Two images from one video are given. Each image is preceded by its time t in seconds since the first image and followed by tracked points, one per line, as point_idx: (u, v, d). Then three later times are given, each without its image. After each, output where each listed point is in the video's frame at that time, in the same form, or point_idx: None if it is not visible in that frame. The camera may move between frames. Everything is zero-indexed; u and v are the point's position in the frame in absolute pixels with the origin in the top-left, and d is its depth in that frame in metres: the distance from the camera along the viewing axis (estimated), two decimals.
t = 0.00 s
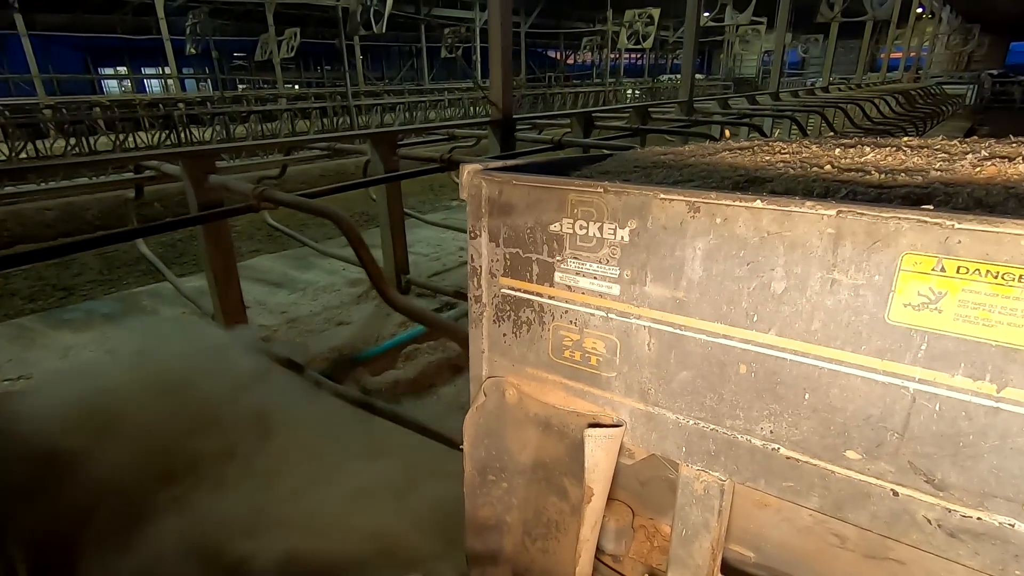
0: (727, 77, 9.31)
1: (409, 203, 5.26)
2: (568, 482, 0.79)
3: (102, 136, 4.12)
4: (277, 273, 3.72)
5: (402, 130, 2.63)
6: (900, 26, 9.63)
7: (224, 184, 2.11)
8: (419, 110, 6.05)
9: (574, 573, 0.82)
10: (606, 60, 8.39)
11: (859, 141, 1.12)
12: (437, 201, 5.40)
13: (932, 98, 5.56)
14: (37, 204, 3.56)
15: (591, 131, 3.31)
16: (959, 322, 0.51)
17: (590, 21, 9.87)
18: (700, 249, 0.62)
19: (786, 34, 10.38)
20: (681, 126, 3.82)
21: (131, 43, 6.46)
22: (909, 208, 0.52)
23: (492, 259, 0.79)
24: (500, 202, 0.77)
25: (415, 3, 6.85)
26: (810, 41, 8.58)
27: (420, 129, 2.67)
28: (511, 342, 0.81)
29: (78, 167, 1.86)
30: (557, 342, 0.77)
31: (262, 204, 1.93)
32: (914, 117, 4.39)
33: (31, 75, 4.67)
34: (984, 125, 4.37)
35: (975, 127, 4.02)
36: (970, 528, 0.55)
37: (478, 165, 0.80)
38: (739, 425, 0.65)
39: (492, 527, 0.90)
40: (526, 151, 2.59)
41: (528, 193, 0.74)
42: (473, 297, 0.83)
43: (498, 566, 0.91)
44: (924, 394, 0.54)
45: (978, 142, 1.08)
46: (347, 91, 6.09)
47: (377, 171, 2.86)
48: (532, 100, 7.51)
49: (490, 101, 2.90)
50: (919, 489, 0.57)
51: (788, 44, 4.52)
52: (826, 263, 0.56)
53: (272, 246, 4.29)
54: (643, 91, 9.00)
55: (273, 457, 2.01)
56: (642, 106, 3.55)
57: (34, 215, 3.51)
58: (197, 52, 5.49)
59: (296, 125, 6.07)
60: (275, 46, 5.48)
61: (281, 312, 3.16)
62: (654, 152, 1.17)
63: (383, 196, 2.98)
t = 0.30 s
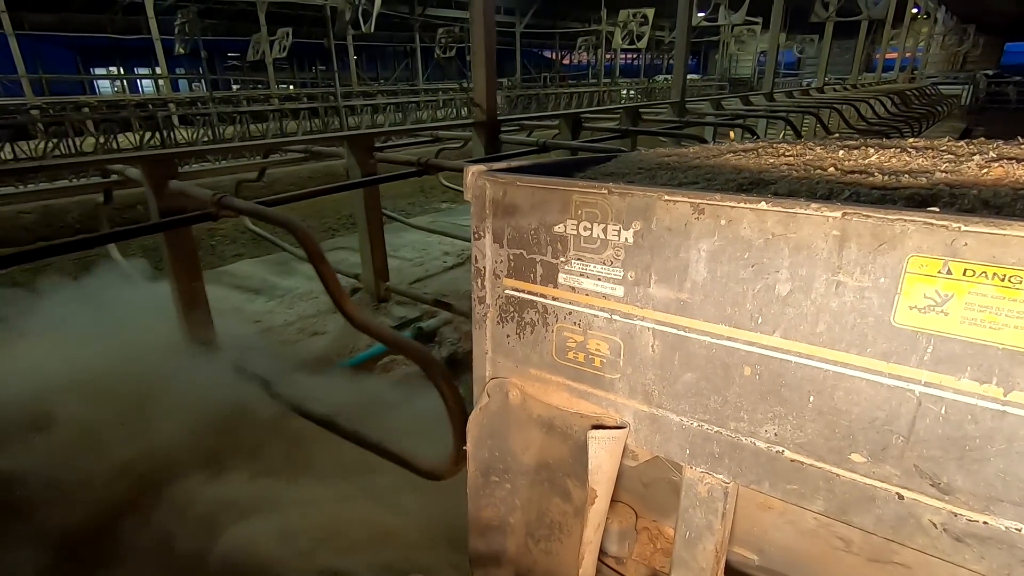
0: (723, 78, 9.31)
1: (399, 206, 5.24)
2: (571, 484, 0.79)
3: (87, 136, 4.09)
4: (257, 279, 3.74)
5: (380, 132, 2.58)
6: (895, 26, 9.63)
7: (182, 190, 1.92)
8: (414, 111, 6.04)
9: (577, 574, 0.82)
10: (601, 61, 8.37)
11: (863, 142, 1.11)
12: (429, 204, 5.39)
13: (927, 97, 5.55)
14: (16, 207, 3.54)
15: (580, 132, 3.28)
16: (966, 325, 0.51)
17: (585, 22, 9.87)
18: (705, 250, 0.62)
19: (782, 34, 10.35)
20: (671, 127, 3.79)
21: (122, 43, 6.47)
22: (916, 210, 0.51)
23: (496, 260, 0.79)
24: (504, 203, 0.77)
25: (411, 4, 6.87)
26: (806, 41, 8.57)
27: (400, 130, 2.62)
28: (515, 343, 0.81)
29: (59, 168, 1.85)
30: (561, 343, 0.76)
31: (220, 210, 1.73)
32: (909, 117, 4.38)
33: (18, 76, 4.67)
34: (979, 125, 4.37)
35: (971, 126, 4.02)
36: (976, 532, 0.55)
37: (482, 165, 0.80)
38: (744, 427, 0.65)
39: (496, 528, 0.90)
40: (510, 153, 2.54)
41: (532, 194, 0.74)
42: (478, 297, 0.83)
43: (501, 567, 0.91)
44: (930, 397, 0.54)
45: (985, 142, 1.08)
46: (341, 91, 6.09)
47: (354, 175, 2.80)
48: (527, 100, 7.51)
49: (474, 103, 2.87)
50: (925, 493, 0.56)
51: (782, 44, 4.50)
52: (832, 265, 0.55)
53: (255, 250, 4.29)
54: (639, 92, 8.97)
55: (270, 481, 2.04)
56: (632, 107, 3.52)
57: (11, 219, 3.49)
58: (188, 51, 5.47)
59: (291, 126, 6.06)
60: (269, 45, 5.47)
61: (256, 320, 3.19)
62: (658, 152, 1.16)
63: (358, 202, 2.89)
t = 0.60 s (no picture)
0: (719, 77, 9.29)
1: (386, 209, 5.21)
2: (571, 484, 0.79)
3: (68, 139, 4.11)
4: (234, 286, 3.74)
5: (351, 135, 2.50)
6: (891, 25, 9.59)
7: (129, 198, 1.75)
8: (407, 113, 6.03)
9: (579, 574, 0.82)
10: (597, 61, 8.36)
11: (865, 145, 1.11)
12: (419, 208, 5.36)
13: (922, 96, 5.55)
14: None
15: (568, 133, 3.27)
16: (969, 326, 0.51)
17: (580, 21, 9.87)
18: (707, 251, 0.62)
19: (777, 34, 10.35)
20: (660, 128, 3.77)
21: (111, 43, 6.48)
22: (917, 211, 0.51)
23: (498, 260, 0.80)
24: (505, 204, 0.77)
25: (405, 3, 6.87)
26: (802, 40, 8.56)
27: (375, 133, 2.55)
28: (516, 343, 0.81)
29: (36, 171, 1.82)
30: (563, 344, 0.77)
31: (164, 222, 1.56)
32: (903, 116, 4.38)
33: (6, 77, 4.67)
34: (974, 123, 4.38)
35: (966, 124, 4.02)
36: (978, 534, 0.54)
37: (483, 166, 0.80)
38: (746, 428, 0.65)
39: (497, 529, 0.90)
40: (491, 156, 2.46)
41: (534, 194, 0.74)
42: (479, 298, 0.83)
43: (502, 567, 0.91)
44: (932, 397, 0.54)
45: (986, 144, 1.07)
46: (334, 92, 6.09)
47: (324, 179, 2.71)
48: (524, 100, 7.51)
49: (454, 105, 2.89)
50: (927, 494, 0.56)
51: (775, 44, 4.50)
52: (834, 265, 0.55)
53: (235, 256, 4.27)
54: (635, 91, 8.95)
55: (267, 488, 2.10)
56: (622, 108, 3.47)
57: None
58: (174, 52, 5.49)
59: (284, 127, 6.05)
60: (259, 45, 5.49)
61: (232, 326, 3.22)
62: (659, 154, 1.16)
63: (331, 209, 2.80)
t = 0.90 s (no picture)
0: (714, 77, 9.28)
1: (371, 212, 5.14)
2: (572, 484, 0.79)
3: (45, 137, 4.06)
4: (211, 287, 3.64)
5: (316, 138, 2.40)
6: (886, 25, 9.56)
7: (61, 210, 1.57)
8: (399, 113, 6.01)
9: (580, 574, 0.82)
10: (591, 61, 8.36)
11: (868, 145, 1.11)
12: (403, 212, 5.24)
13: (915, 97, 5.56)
14: None
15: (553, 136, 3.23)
16: (969, 325, 0.51)
17: (575, 22, 9.87)
18: (707, 251, 0.62)
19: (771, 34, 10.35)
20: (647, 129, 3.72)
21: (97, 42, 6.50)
22: (918, 211, 0.51)
23: (498, 260, 0.80)
24: (505, 204, 0.77)
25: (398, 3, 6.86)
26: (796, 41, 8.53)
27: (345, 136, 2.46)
28: (517, 343, 0.81)
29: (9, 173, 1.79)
30: (563, 344, 0.76)
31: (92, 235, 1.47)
32: (895, 117, 4.39)
33: None
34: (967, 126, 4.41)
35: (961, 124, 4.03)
36: (979, 534, 0.54)
37: (484, 166, 0.80)
38: (746, 428, 0.65)
39: (498, 528, 0.90)
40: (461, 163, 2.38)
41: (534, 194, 0.74)
42: (480, 298, 0.83)
43: (503, 567, 0.91)
44: (932, 397, 0.54)
45: (988, 145, 1.07)
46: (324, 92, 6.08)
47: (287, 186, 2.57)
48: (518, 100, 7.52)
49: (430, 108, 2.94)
50: (928, 494, 0.56)
51: (765, 44, 4.47)
52: (834, 266, 0.55)
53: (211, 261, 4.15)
54: (630, 92, 8.95)
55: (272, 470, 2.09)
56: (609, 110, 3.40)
57: None
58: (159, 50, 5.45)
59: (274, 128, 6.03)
60: (247, 45, 5.46)
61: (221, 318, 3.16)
62: (660, 154, 1.16)
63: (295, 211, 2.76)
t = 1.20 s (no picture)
0: (705, 77, 9.26)
1: (351, 216, 4.98)
2: (574, 484, 0.79)
3: (15, 137, 3.99)
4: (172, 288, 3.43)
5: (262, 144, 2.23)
6: (875, 25, 9.54)
7: None
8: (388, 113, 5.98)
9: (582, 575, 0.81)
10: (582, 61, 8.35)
11: (871, 144, 1.10)
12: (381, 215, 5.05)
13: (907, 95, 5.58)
14: None
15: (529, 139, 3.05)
16: (972, 327, 0.50)
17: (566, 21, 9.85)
18: (708, 251, 0.62)
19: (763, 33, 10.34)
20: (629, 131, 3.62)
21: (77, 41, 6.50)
22: (920, 211, 0.51)
23: (499, 260, 0.80)
24: (507, 204, 0.77)
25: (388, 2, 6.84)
26: (787, 41, 8.54)
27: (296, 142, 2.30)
28: (518, 343, 0.81)
29: None
30: (565, 344, 0.76)
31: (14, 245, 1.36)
32: (885, 116, 4.41)
33: None
34: (957, 126, 4.46)
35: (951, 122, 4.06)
36: (981, 535, 0.54)
37: (486, 165, 0.80)
38: (747, 428, 0.64)
39: (500, 528, 0.90)
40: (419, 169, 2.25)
41: (536, 194, 0.74)
42: (481, 298, 0.83)
43: (505, 567, 0.91)
44: (935, 398, 0.53)
45: (991, 144, 1.06)
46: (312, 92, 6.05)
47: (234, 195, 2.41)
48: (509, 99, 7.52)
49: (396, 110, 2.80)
50: (930, 495, 0.56)
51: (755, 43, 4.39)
52: (836, 265, 0.55)
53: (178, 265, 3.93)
54: (621, 91, 8.93)
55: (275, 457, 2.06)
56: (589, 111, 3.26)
57: None
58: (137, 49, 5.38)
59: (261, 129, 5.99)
60: (231, 44, 5.42)
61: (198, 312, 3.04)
62: (663, 153, 1.16)
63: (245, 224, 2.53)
